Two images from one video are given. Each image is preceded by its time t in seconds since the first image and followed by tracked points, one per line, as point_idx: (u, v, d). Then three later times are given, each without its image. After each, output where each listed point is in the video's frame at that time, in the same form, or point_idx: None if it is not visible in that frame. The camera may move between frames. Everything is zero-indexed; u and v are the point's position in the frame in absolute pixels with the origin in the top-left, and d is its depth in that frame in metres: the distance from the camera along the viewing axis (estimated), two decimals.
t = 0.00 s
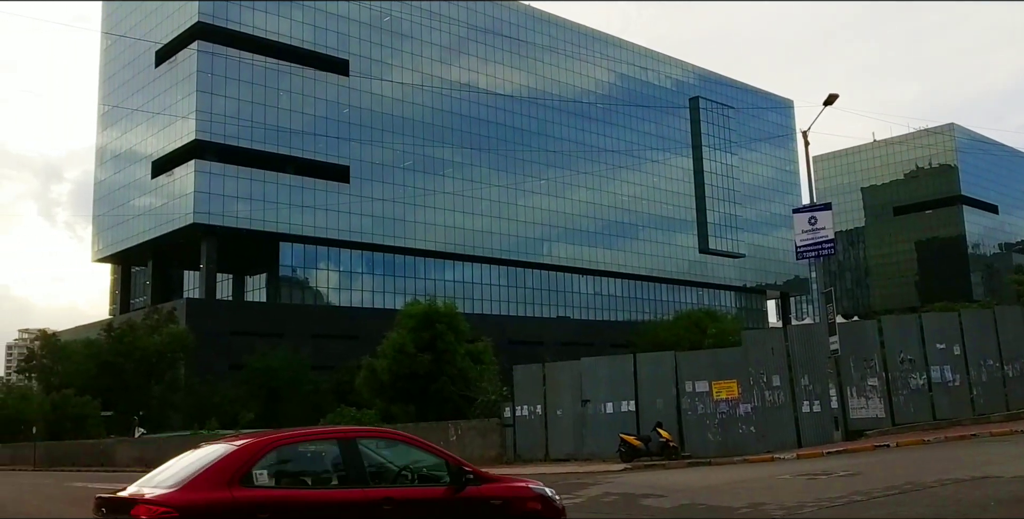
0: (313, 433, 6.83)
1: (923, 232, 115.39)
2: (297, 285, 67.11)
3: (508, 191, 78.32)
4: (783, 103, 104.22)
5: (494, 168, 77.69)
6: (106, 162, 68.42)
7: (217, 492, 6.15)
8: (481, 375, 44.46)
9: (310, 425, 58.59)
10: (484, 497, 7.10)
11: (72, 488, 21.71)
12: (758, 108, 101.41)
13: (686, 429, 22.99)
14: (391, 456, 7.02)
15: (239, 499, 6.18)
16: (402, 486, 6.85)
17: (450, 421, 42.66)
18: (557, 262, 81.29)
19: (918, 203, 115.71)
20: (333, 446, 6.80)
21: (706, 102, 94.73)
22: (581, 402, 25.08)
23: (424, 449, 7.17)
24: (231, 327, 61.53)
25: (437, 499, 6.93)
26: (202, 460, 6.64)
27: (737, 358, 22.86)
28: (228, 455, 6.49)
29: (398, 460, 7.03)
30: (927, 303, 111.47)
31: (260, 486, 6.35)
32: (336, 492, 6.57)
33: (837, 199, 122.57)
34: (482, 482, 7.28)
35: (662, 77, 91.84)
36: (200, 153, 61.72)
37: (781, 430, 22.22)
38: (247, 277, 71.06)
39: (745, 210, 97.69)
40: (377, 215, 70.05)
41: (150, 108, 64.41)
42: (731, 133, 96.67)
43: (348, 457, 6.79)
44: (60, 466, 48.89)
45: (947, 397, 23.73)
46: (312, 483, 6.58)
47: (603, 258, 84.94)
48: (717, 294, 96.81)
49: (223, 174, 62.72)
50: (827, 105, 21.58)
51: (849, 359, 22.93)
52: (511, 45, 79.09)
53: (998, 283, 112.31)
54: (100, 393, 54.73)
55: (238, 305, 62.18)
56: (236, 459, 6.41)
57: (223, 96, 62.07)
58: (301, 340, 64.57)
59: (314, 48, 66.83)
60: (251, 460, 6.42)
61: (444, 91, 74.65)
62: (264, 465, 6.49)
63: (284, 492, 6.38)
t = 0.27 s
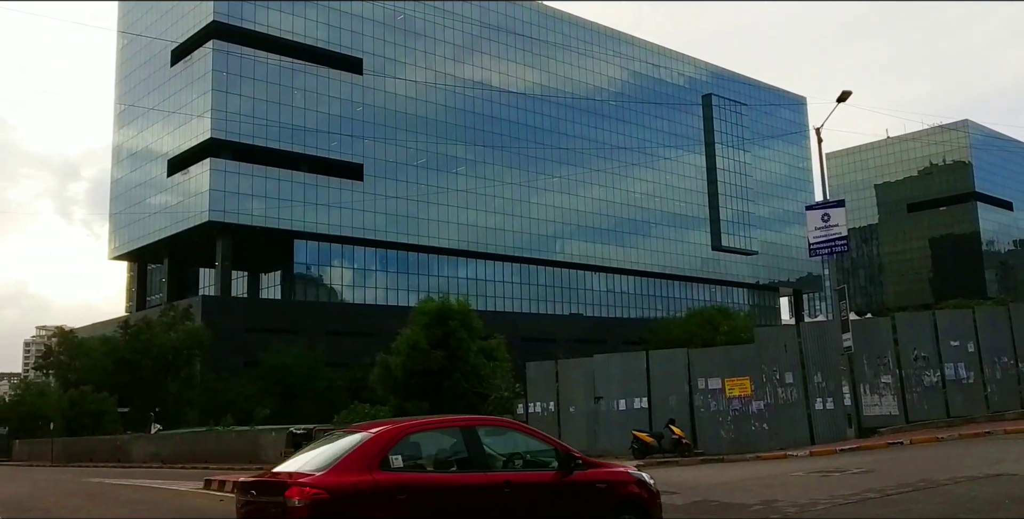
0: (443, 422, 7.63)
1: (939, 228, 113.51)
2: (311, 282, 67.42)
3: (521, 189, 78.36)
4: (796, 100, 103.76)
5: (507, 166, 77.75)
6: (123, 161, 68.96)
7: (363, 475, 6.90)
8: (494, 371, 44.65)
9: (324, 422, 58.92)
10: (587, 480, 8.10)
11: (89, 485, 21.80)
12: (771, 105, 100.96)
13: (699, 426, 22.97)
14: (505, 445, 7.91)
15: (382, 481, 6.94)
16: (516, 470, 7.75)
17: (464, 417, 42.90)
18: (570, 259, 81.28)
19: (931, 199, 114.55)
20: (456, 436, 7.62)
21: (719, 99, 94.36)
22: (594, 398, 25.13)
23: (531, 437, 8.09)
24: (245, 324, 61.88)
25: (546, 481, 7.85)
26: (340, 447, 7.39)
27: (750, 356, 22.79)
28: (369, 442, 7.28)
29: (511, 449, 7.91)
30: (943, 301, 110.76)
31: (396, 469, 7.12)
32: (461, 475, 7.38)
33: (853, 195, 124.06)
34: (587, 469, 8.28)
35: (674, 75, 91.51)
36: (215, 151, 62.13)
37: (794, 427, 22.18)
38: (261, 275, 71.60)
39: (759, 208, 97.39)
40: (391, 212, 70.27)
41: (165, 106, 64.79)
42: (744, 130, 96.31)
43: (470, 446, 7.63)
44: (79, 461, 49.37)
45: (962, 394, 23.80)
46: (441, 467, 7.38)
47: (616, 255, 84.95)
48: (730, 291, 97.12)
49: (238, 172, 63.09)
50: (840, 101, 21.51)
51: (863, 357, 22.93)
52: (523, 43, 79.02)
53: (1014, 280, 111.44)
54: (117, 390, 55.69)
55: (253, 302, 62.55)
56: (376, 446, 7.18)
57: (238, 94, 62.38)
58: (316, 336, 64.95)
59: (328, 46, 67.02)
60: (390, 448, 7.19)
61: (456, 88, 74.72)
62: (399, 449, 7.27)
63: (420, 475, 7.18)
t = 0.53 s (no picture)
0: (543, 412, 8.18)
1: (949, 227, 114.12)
2: (320, 281, 67.64)
3: (530, 187, 78.36)
4: (806, 98, 103.34)
5: (516, 164, 77.79)
6: (132, 160, 69.23)
7: (475, 462, 7.48)
8: (503, 370, 44.73)
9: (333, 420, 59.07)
10: (675, 469, 8.57)
11: (100, 482, 21.96)
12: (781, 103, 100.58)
13: (708, 425, 22.84)
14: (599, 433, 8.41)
15: (492, 468, 7.51)
16: (610, 458, 8.25)
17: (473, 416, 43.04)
18: (579, 258, 81.23)
19: (940, 197, 112.81)
20: (553, 426, 8.14)
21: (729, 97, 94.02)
22: (603, 397, 25.10)
23: (622, 428, 8.59)
24: (255, 322, 62.10)
25: (637, 470, 8.33)
26: (448, 435, 7.95)
27: (759, 355, 22.76)
28: (476, 430, 7.86)
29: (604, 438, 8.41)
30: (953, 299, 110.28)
31: (503, 457, 7.68)
32: (561, 462, 7.92)
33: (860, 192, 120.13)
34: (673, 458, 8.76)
35: (685, 73, 91.20)
36: (224, 150, 62.42)
37: (805, 426, 22.16)
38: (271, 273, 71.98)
39: (768, 206, 97.12)
40: (399, 211, 70.37)
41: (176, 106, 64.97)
42: (755, 128, 95.92)
43: (568, 435, 8.14)
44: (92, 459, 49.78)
45: (972, 393, 23.89)
46: (544, 455, 7.94)
47: (624, 254, 84.94)
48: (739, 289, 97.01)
49: (247, 171, 63.29)
50: (850, 99, 21.46)
51: (873, 356, 22.91)
52: (532, 41, 78.92)
53: None
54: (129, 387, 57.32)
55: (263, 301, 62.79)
56: (483, 435, 7.75)
57: (247, 94, 62.52)
58: (325, 335, 65.19)
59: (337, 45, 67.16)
60: (496, 436, 7.76)
61: (465, 87, 74.81)
62: (504, 439, 7.82)
63: (526, 462, 7.74)
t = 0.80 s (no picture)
0: (617, 406, 8.77)
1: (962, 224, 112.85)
2: (331, 279, 67.86)
3: (540, 186, 78.34)
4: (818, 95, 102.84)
5: (525, 163, 77.80)
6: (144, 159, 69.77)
7: (560, 453, 8.10)
8: (513, 368, 44.84)
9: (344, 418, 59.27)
10: (740, 459, 9.15)
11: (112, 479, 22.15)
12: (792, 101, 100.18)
13: (719, 423, 22.28)
14: (671, 427, 8.97)
15: (573, 458, 8.12)
16: (679, 449, 8.81)
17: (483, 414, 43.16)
18: (589, 256, 81.20)
19: (952, 194, 112.77)
20: (629, 418, 8.71)
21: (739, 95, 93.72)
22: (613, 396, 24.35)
23: (690, 421, 9.14)
24: (267, 321, 62.38)
25: (704, 461, 8.92)
26: (531, 426, 8.57)
27: (770, 352, 22.51)
28: (557, 423, 8.45)
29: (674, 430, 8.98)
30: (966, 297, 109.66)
31: (583, 448, 8.28)
32: (637, 453, 8.51)
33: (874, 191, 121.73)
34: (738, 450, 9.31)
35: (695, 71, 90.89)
36: (236, 149, 62.78)
37: (816, 425, 22.12)
38: (282, 272, 72.29)
39: (779, 204, 96.83)
40: (409, 210, 70.47)
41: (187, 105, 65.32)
42: (766, 126, 95.60)
43: (642, 428, 8.71)
44: (105, 456, 50.15)
45: (984, 391, 23.94)
46: (620, 446, 8.51)
47: (635, 252, 84.85)
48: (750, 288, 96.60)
49: (258, 170, 63.48)
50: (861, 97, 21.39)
51: (884, 354, 22.91)
52: (542, 39, 78.78)
53: None
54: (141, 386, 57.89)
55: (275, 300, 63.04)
56: (565, 428, 8.35)
57: (257, 93, 62.76)
58: (336, 334, 65.41)
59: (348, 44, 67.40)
60: (577, 428, 8.36)
61: (474, 86, 74.82)
62: (584, 431, 8.42)
63: (605, 452, 8.35)
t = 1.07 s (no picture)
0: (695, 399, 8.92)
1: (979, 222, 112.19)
2: (345, 278, 68.08)
3: (553, 184, 78.29)
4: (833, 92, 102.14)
5: (539, 161, 77.71)
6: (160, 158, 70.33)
7: (646, 444, 8.26)
8: (526, 367, 44.86)
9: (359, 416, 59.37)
10: (815, 450, 9.22)
11: (129, 477, 22.36)
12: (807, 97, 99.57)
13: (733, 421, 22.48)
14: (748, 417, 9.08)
15: (659, 449, 8.27)
16: (756, 440, 8.90)
17: (497, 413, 43.24)
18: (602, 254, 81.18)
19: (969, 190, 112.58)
20: (706, 409, 8.86)
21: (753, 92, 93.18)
22: (627, 394, 24.30)
23: (766, 413, 9.22)
24: (282, 319, 62.69)
25: (779, 451, 8.97)
26: (614, 419, 8.75)
27: (785, 352, 22.52)
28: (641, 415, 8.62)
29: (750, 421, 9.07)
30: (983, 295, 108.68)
31: (668, 438, 8.43)
32: (718, 443, 8.64)
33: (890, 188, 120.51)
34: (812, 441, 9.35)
35: (708, 68, 90.62)
36: (250, 149, 63.09)
37: (832, 424, 22.00)
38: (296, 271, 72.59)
39: (794, 202, 96.33)
40: (423, 208, 70.61)
41: (202, 105, 65.75)
42: (779, 123, 95.33)
43: (720, 418, 8.85)
44: (122, 454, 50.52)
45: (1001, 389, 23.77)
46: (699, 437, 8.64)
47: (649, 250, 84.65)
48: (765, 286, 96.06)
49: (273, 169, 63.85)
50: (877, 94, 21.25)
51: (900, 352, 22.76)
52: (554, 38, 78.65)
53: None
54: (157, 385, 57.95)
55: (289, 298, 63.35)
56: (648, 421, 8.51)
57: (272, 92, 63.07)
58: (350, 332, 65.61)
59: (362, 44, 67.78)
60: (660, 421, 8.53)
61: (487, 84, 74.71)
62: (667, 422, 8.58)
63: (686, 443, 8.48)
